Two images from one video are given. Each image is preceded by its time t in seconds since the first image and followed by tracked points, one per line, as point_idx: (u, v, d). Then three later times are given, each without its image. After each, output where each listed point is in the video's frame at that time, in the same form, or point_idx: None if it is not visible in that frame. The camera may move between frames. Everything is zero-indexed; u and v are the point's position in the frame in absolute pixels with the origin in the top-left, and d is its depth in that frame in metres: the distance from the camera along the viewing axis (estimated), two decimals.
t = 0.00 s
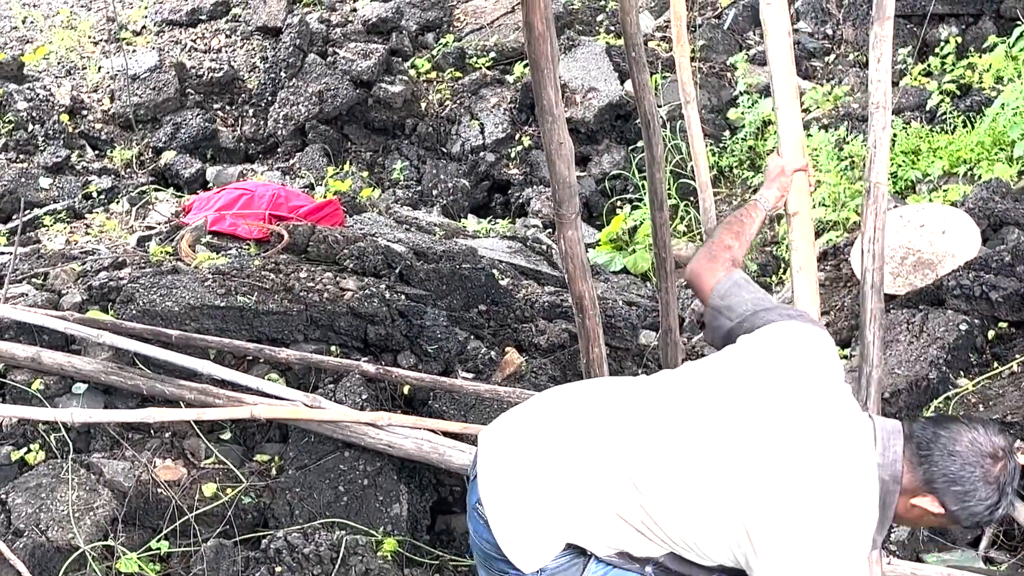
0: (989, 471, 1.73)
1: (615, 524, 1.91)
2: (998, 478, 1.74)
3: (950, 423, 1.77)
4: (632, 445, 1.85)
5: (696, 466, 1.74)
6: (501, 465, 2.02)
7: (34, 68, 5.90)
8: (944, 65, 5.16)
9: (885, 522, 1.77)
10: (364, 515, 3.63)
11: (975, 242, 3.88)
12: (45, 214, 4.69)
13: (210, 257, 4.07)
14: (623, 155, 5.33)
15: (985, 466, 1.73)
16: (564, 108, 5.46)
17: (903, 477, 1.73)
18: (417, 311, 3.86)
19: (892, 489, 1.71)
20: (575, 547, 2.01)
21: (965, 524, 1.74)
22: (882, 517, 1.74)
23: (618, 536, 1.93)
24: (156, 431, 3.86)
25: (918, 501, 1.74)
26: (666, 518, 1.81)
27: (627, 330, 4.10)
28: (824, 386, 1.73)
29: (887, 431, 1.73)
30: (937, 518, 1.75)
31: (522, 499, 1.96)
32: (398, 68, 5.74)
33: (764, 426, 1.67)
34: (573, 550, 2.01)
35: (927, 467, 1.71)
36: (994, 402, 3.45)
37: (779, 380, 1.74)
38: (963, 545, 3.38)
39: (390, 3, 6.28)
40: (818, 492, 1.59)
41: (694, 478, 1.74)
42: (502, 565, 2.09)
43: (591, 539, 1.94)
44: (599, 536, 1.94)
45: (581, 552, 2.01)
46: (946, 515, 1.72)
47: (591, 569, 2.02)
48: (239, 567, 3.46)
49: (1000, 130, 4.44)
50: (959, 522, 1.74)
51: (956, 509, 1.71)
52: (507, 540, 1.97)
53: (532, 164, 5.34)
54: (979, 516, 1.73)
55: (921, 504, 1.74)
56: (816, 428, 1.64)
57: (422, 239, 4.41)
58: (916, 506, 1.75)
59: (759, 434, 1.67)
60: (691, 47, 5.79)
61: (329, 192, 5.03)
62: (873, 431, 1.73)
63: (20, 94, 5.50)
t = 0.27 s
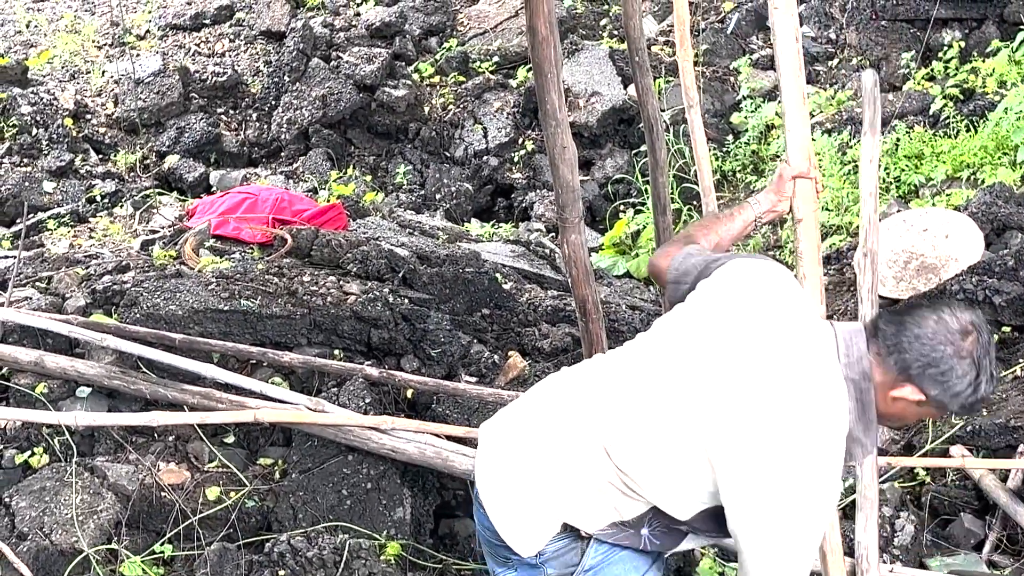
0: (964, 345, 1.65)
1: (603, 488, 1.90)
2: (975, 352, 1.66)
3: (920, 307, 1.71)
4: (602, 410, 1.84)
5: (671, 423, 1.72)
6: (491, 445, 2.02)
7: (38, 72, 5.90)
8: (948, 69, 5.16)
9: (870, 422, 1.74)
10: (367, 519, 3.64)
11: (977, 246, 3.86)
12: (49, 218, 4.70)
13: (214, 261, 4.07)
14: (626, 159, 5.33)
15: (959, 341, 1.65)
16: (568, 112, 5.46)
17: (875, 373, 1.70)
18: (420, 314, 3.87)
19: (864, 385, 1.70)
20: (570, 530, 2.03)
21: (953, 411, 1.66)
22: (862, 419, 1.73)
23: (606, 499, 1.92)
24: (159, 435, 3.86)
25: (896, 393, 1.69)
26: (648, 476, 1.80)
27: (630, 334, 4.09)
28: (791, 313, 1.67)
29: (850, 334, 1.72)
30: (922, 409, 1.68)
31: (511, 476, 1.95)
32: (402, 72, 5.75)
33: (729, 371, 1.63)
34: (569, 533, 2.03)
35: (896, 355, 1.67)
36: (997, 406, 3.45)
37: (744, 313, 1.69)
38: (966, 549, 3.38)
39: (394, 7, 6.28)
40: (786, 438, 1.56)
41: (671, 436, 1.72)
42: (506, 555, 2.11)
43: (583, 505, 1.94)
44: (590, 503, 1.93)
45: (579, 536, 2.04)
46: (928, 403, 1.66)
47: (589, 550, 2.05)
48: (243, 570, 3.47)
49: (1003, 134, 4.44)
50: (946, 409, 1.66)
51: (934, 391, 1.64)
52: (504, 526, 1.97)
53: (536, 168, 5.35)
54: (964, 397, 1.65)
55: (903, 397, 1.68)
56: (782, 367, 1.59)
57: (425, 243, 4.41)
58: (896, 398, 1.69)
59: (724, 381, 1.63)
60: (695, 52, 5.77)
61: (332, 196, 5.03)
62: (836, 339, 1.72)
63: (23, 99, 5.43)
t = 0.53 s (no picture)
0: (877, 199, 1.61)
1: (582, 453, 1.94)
2: (885, 205, 1.61)
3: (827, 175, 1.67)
4: (570, 376, 1.93)
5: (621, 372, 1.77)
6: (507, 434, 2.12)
7: (43, 75, 5.91)
8: (952, 73, 5.16)
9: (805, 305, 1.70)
10: (372, 522, 3.63)
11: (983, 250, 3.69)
12: (54, 221, 4.71)
13: (219, 264, 4.06)
14: (631, 162, 5.33)
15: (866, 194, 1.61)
16: (572, 116, 5.46)
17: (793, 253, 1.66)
18: (425, 318, 3.87)
19: (782, 267, 1.65)
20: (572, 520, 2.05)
21: (883, 270, 1.61)
22: (794, 303, 1.68)
23: (585, 461, 1.95)
24: (164, 438, 3.87)
25: (818, 264, 1.65)
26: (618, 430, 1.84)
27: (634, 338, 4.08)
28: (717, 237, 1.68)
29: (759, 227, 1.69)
30: (850, 277, 1.64)
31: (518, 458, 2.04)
32: (406, 76, 5.76)
33: (661, 312, 1.66)
34: (575, 521, 2.05)
35: (807, 227, 1.63)
36: (1002, 410, 3.44)
37: (675, 248, 1.71)
38: (970, 553, 3.37)
39: (399, 11, 6.30)
40: (710, 371, 1.58)
41: (621, 381, 1.78)
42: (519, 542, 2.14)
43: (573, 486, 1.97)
44: (575, 470, 1.96)
45: (582, 527, 2.05)
46: (855, 267, 1.61)
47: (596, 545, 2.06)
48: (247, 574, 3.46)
49: (1008, 139, 4.45)
50: (875, 270, 1.61)
51: (854, 253, 1.60)
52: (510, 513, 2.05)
53: (540, 171, 5.35)
54: (890, 253, 1.60)
55: (827, 266, 1.63)
56: (704, 299, 1.61)
57: (429, 246, 4.41)
58: (820, 269, 1.65)
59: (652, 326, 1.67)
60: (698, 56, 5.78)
61: (337, 200, 5.04)
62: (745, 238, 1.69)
63: (27, 101, 5.54)
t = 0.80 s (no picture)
0: (760, 94, 1.63)
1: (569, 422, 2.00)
2: (772, 98, 1.62)
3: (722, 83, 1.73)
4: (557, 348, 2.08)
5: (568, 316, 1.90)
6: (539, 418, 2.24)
7: (50, 79, 5.93)
8: (958, 78, 5.16)
9: (714, 215, 1.76)
10: (377, 526, 3.63)
11: (988, 254, 3.83)
12: (60, 225, 4.71)
13: (225, 268, 4.08)
14: (636, 166, 5.33)
15: (748, 91, 1.64)
16: (578, 120, 5.46)
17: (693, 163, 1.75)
18: (430, 321, 3.87)
19: (682, 178, 1.76)
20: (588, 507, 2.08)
21: (780, 163, 1.62)
22: (699, 213, 1.76)
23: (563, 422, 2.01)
24: (170, 441, 3.88)
25: (716, 170, 1.69)
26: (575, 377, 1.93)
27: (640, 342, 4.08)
28: (641, 182, 1.83)
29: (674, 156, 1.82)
30: (750, 178, 1.66)
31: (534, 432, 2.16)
32: (412, 80, 5.76)
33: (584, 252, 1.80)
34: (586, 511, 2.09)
35: (700, 135, 1.69)
36: (1008, 414, 3.44)
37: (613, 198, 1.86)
38: (976, 558, 3.37)
39: (404, 15, 6.30)
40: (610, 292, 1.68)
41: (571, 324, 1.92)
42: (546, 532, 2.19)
43: (562, 457, 2.02)
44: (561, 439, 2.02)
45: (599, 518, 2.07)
46: (751, 165, 1.63)
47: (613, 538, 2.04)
48: None
49: (1014, 143, 4.45)
50: (771, 166, 1.62)
51: (741, 149, 1.62)
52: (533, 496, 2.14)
53: (546, 175, 5.35)
54: (782, 147, 1.61)
55: (723, 165, 1.67)
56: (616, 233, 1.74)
57: (435, 250, 4.41)
58: (721, 173, 1.70)
59: (574, 263, 1.82)
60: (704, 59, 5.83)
61: (343, 204, 5.04)
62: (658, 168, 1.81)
63: (35, 105, 5.50)
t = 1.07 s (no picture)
0: (735, 68, 1.78)
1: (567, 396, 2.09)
2: (748, 73, 1.77)
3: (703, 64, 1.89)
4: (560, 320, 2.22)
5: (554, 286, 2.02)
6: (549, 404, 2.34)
7: (57, 83, 5.94)
8: (966, 82, 5.16)
9: (684, 186, 1.88)
10: (384, 529, 3.64)
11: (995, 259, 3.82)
12: (68, 228, 4.72)
13: (233, 271, 4.09)
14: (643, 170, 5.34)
15: (725, 67, 1.79)
16: (585, 123, 5.45)
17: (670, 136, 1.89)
18: (437, 325, 3.87)
19: (657, 151, 1.90)
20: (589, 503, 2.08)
21: (754, 134, 1.76)
22: (671, 182, 1.88)
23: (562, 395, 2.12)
24: (177, 445, 3.87)
25: (692, 141, 1.83)
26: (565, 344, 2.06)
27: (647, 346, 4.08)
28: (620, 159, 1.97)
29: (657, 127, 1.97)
30: (725, 149, 1.79)
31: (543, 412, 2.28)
32: (419, 84, 5.77)
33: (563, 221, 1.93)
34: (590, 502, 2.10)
35: (680, 108, 1.83)
36: (1016, 419, 3.43)
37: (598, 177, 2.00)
38: (984, 562, 3.36)
39: (411, 19, 6.31)
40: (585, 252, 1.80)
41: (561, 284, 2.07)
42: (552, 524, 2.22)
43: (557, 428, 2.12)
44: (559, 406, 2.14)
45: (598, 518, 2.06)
46: (727, 135, 1.77)
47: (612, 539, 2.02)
48: None
49: (1021, 147, 4.44)
50: (746, 136, 1.76)
51: (719, 120, 1.77)
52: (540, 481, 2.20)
53: (553, 179, 5.35)
54: (754, 117, 1.75)
55: (697, 136, 1.81)
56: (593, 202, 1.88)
57: (442, 254, 4.42)
58: (697, 146, 1.83)
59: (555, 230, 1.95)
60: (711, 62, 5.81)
61: (350, 208, 5.05)
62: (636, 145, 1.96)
63: (42, 110, 5.52)
